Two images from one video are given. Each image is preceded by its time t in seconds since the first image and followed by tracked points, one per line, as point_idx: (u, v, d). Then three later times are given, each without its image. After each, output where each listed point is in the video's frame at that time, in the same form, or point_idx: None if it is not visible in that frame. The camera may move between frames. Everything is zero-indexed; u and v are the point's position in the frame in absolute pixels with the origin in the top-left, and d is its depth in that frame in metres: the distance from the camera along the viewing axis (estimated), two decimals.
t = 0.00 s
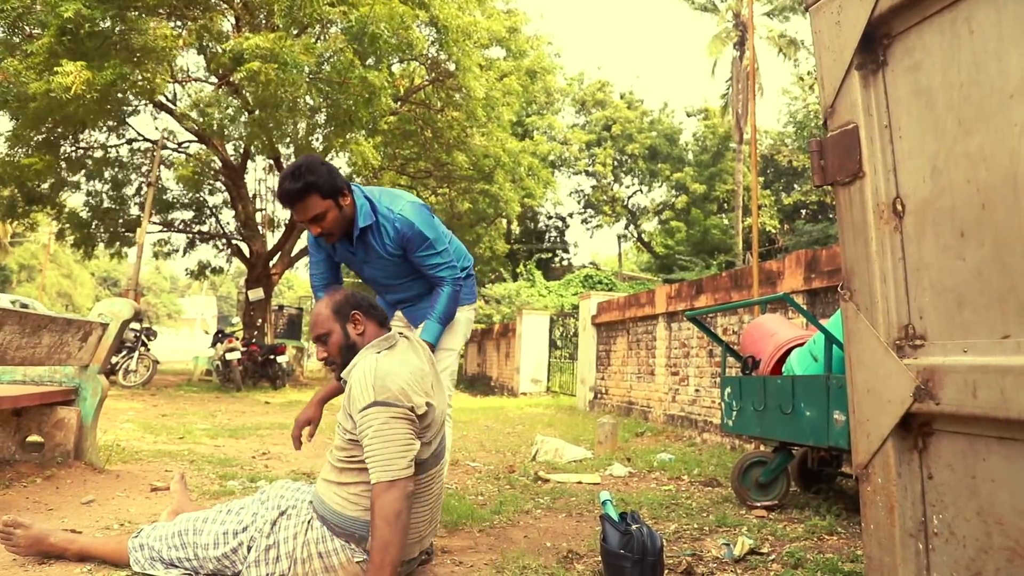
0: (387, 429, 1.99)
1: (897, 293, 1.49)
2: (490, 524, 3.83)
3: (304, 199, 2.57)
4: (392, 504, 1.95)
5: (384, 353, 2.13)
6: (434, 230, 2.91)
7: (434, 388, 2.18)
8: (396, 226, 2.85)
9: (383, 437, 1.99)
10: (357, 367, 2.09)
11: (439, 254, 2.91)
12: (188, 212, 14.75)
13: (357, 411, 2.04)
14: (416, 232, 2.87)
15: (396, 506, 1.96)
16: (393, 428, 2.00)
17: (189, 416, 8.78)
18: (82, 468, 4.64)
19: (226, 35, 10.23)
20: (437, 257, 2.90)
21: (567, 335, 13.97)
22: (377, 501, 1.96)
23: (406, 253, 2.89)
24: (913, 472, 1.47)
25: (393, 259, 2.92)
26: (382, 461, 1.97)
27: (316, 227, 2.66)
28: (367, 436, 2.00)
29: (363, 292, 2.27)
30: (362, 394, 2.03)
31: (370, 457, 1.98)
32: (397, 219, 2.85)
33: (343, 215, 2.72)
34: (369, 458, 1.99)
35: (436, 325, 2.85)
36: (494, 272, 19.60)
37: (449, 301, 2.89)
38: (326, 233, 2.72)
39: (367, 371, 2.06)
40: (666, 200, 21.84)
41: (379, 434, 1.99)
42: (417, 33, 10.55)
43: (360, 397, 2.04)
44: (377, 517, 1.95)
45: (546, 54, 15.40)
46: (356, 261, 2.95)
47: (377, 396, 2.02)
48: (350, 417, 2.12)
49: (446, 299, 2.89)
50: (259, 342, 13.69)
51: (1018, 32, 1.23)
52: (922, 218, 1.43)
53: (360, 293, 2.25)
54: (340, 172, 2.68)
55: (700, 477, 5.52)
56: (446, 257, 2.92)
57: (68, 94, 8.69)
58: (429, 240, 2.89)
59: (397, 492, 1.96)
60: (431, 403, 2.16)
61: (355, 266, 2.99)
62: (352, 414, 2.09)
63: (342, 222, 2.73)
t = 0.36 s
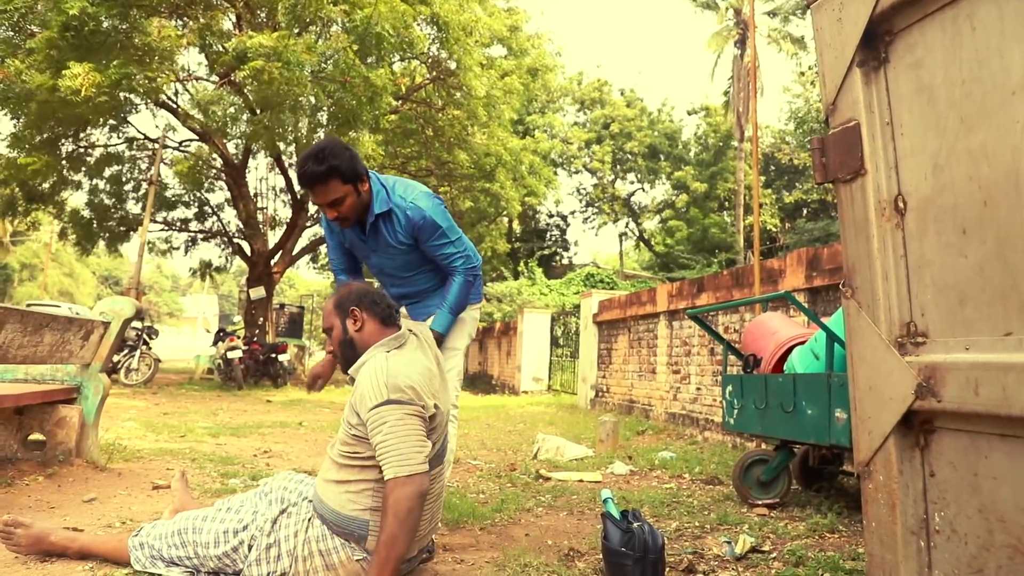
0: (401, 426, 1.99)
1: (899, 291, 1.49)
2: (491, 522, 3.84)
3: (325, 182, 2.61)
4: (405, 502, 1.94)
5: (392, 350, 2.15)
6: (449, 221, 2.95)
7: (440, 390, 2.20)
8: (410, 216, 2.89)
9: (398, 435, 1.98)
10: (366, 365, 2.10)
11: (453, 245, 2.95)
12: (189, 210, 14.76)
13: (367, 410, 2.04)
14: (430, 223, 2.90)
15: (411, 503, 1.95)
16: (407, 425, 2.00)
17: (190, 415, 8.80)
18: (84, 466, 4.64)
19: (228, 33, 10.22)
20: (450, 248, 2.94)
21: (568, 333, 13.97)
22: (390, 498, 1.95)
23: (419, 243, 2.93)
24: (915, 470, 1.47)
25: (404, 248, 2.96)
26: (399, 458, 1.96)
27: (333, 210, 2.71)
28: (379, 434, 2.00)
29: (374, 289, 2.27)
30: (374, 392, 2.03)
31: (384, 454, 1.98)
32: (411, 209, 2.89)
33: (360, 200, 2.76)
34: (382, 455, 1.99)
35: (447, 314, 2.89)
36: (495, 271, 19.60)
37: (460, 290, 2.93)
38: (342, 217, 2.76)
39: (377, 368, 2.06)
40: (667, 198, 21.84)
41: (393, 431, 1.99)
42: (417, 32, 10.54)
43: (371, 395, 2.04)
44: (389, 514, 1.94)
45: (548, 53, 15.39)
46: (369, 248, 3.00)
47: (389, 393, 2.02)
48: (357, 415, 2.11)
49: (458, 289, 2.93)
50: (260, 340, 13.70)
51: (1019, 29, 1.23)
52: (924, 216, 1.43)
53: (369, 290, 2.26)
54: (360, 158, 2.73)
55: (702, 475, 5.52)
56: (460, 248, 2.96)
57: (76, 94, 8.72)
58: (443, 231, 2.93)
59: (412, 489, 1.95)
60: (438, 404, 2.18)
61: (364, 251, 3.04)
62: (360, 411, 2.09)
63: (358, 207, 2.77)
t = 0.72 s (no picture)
0: (401, 426, 2.00)
1: (898, 284, 1.49)
2: (490, 516, 3.84)
3: (312, 165, 2.66)
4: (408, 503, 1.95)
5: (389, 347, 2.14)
6: (435, 206, 2.99)
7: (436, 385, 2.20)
8: (396, 201, 2.92)
9: (399, 435, 1.98)
10: (364, 362, 2.08)
11: (440, 228, 2.98)
12: (189, 204, 14.76)
13: (367, 409, 2.03)
14: (416, 207, 2.94)
15: (414, 502, 1.96)
16: (407, 424, 2.00)
17: (190, 408, 8.80)
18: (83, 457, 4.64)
19: (229, 26, 10.19)
20: (437, 232, 2.96)
21: (567, 328, 13.97)
22: (392, 497, 1.95)
23: (405, 228, 2.96)
24: (914, 464, 1.47)
25: (390, 235, 2.98)
26: (401, 457, 1.96)
27: (319, 193, 2.75)
28: (380, 434, 2.00)
29: (370, 282, 2.22)
30: (375, 391, 2.03)
31: (385, 454, 1.97)
32: (396, 194, 2.92)
33: (346, 184, 2.81)
34: (382, 454, 1.98)
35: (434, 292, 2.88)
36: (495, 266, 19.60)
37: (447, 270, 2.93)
38: (329, 202, 2.80)
39: (375, 366, 2.05)
40: (668, 193, 21.84)
41: (393, 431, 1.98)
42: (418, 26, 10.52)
43: (370, 395, 2.04)
44: (391, 514, 1.94)
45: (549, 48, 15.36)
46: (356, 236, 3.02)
47: (388, 392, 2.02)
48: (354, 412, 2.10)
49: (445, 270, 2.93)
50: (260, 334, 13.70)
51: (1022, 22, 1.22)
52: (925, 209, 1.43)
53: (364, 283, 2.18)
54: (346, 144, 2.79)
55: (700, 470, 5.53)
56: (447, 231, 2.99)
57: (81, 82, 8.74)
58: (429, 215, 2.96)
59: (415, 488, 1.96)
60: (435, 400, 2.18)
61: (349, 239, 3.06)
62: (357, 408, 2.08)
63: (344, 191, 2.81)
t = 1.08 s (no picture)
0: (365, 403, 1.99)
1: (898, 280, 1.49)
2: (491, 514, 3.84)
3: (299, 155, 2.65)
4: (365, 475, 1.93)
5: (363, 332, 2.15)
6: (426, 199, 3.00)
7: (411, 367, 2.21)
8: (388, 193, 2.93)
9: (361, 411, 1.98)
10: (334, 346, 2.10)
11: (431, 222, 2.99)
12: (188, 203, 14.75)
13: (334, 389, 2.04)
14: (407, 200, 2.94)
15: (376, 477, 1.94)
16: (371, 400, 2.00)
17: (189, 407, 8.79)
18: (83, 456, 4.64)
19: (228, 25, 10.18)
20: (429, 224, 2.97)
21: (566, 327, 13.96)
22: (355, 473, 1.94)
23: (396, 220, 2.96)
24: (914, 459, 1.47)
25: (382, 227, 2.99)
26: (364, 434, 1.95)
27: (308, 184, 2.74)
28: (345, 412, 2.00)
29: (349, 274, 2.26)
30: (342, 371, 2.03)
31: (350, 430, 1.97)
32: (388, 186, 2.93)
33: (336, 175, 2.80)
34: (348, 431, 1.98)
35: (423, 287, 2.90)
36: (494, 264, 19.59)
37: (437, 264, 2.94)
38: (319, 192, 2.79)
39: (345, 347, 2.07)
40: (667, 191, 21.84)
41: (358, 407, 1.98)
42: (418, 24, 10.51)
43: (338, 374, 2.04)
44: (354, 489, 1.93)
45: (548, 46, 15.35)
46: (348, 227, 3.03)
47: (355, 371, 2.02)
48: (327, 396, 2.11)
49: (435, 264, 2.94)
50: (259, 333, 13.70)
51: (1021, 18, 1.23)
52: (923, 204, 1.43)
53: (345, 276, 2.24)
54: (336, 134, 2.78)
55: (700, 468, 5.53)
56: (438, 225, 3.01)
57: (77, 82, 8.71)
58: (420, 208, 2.97)
59: (378, 463, 1.94)
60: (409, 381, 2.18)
61: (343, 231, 3.07)
62: (329, 391, 2.09)
63: (333, 182, 2.80)
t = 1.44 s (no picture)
0: (320, 371, 1.99)
1: (903, 279, 1.49)
2: (494, 513, 3.84)
3: (288, 163, 2.69)
4: (286, 421, 1.85)
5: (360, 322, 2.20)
6: (419, 194, 3.00)
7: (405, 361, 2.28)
8: (381, 192, 2.94)
9: (321, 372, 1.99)
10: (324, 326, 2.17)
11: (426, 217, 3.00)
12: (191, 203, 14.77)
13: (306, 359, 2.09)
14: (401, 198, 2.95)
15: (287, 426, 1.84)
16: (327, 370, 2.00)
17: (192, 407, 8.80)
18: (86, 454, 4.65)
19: (230, 26, 10.18)
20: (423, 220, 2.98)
21: (569, 326, 13.95)
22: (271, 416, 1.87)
23: (392, 219, 2.98)
24: (918, 459, 1.47)
25: (379, 228, 3.00)
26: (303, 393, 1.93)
27: (301, 191, 2.77)
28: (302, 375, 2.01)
29: (357, 273, 2.35)
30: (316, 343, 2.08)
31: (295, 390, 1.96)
32: (380, 186, 2.94)
33: (328, 180, 2.82)
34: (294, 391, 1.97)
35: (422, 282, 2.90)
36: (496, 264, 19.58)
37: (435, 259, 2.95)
38: (312, 198, 2.82)
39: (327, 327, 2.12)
40: (669, 191, 21.83)
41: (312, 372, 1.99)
42: (420, 24, 10.50)
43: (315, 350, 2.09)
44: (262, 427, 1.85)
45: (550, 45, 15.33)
46: (346, 231, 3.04)
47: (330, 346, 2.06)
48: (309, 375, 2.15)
49: (434, 259, 2.95)
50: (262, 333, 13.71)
51: None
52: (928, 205, 1.43)
53: (349, 272, 2.32)
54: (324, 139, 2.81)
55: (703, 467, 5.53)
56: (434, 219, 3.01)
57: (73, 84, 8.71)
58: (414, 204, 2.98)
59: (296, 417, 1.87)
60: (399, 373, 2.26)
61: (342, 235, 3.09)
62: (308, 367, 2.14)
63: (326, 187, 2.83)
